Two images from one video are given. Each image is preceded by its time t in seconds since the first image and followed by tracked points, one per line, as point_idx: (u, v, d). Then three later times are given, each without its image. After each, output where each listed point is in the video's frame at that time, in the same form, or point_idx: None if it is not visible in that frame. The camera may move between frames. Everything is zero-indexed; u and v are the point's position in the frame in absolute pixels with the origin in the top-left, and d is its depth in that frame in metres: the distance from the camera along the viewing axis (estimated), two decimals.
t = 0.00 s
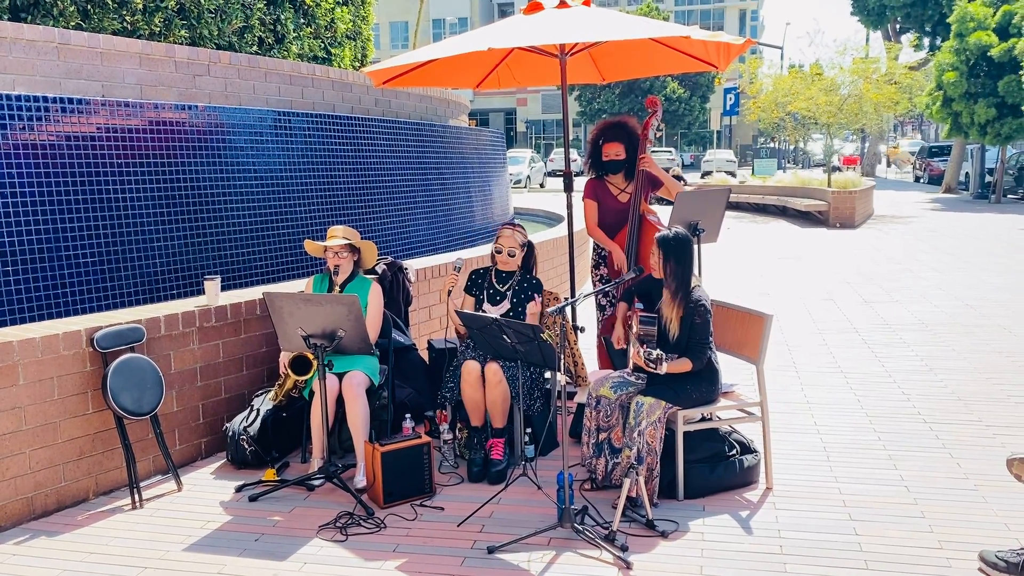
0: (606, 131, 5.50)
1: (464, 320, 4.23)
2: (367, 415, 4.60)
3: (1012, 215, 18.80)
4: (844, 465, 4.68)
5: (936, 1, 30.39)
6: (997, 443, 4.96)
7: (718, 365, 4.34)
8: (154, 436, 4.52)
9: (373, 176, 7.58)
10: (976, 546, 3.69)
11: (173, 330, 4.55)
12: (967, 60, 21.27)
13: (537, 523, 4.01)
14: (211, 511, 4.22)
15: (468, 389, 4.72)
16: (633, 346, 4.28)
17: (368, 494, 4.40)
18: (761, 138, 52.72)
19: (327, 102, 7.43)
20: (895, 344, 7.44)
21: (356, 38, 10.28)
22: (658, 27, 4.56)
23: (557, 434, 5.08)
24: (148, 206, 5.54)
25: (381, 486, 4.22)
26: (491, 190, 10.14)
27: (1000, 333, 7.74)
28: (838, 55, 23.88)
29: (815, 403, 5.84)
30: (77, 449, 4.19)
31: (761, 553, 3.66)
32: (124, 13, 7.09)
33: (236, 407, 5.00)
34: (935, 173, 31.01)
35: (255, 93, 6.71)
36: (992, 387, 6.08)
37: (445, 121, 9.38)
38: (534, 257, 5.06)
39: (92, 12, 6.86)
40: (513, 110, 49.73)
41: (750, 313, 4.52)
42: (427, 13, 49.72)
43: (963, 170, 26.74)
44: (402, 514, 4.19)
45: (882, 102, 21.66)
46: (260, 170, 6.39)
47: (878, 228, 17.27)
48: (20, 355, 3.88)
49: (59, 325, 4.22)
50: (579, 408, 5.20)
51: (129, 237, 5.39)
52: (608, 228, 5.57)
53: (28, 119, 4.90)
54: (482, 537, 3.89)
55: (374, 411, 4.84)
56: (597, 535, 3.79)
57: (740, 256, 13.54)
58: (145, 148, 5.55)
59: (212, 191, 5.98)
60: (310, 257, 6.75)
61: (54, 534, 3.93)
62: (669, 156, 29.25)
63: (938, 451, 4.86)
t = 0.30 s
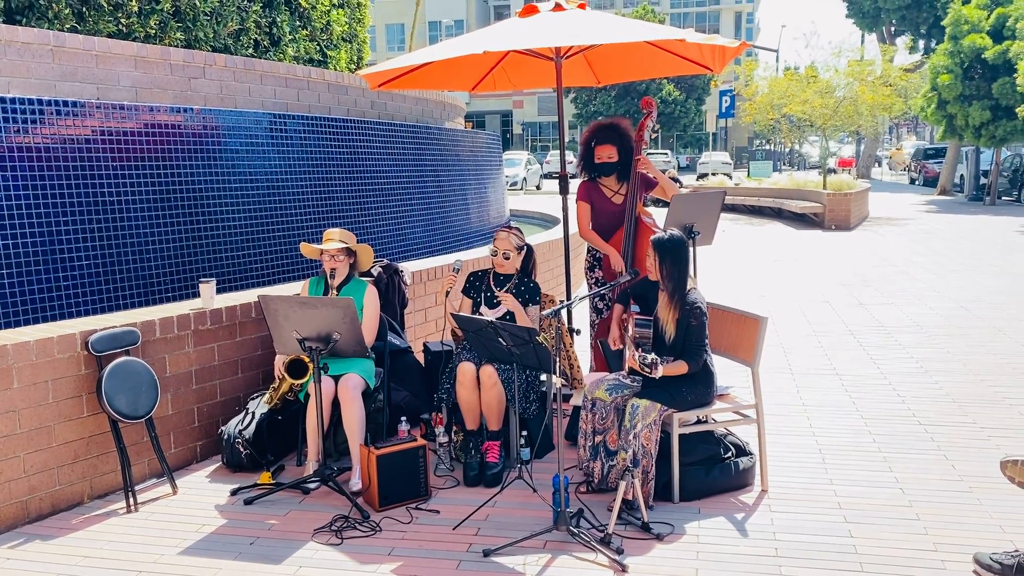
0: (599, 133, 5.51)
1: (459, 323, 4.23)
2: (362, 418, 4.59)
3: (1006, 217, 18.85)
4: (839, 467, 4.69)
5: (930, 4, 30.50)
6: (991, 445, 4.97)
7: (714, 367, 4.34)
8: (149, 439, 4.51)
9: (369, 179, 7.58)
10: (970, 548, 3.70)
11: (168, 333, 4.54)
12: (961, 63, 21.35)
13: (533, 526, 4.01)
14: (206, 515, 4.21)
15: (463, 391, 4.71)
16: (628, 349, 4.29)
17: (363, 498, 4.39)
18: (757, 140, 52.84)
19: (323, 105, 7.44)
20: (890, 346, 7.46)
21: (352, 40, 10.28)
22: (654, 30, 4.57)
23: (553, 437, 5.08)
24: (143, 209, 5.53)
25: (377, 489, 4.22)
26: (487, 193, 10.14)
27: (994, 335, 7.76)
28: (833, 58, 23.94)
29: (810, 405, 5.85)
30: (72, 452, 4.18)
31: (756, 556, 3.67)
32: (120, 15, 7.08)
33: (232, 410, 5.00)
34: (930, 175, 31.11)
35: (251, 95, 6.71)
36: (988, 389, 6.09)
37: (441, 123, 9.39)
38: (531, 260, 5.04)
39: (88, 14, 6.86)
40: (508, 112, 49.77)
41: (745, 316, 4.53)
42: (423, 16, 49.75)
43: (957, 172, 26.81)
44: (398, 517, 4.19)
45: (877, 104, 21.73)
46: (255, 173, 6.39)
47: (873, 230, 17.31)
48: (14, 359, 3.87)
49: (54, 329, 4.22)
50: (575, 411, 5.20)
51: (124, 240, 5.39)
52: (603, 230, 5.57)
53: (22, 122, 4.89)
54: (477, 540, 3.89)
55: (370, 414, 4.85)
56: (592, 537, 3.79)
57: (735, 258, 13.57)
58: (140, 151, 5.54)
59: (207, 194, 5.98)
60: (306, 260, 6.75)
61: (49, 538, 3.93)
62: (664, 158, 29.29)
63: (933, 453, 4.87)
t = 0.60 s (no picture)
0: (591, 137, 5.50)
1: (454, 326, 4.24)
2: (358, 421, 4.59)
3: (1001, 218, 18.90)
4: (835, 469, 4.69)
5: (925, 6, 30.61)
6: (987, 447, 4.98)
7: (709, 370, 4.35)
8: (144, 443, 4.50)
9: (364, 182, 7.57)
10: (966, 549, 3.70)
11: (163, 336, 4.52)
12: (955, 65, 21.42)
13: (529, 529, 4.01)
14: (202, 518, 4.20)
15: (458, 394, 4.70)
16: (625, 352, 4.30)
17: (359, 501, 4.38)
18: (752, 142, 52.94)
19: (318, 108, 7.43)
20: (885, 348, 7.47)
21: (347, 43, 10.28)
22: (649, 33, 4.58)
23: (549, 439, 5.09)
24: (138, 212, 5.52)
25: (372, 492, 4.21)
26: (483, 195, 10.14)
27: (989, 337, 7.78)
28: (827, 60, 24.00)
29: (806, 407, 5.85)
30: (66, 456, 4.16)
31: (752, 558, 3.67)
32: (114, 17, 7.08)
33: (227, 413, 4.99)
34: (925, 177, 31.20)
35: (246, 98, 6.70)
36: (983, 391, 6.10)
37: (437, 125, 9.39)
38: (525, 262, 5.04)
39: (82, 17, 6.86)
40: (504, 115, 49.80)
41: (741, 318, 4.53)
42: (418, 18, 49.74)
43: (952, 174, 26.88)
44: (394, 520, 4.18)
45: (872, 106, 21.79)
46: (251, 176, 6.38)
47: (868, 232, 17.34)
48: (8, 362, 3.86)
49: (48, 332, 4.20)
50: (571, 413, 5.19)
51: (119, 243, 5.38)
52: (597, 234, 5.59)
53: (16, 125, 4.87)
54: (474, 543, 3.88)
55: (366, 417, 4.83)
56: (589, 540, 3.79)
57: (731, 260, 13.58)
58: (135, 154, 5.53)
59: (202, 197, 5.97)
60: (301, 263, 6.74)
61: (43, 542, 3.91)
62: (660, 160, 29.34)
63: (929, 455, 4.88)
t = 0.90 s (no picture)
0: (587, 137, 5.53)
1: (450, 328, 4.23)
2: (353, 423, 4.58)
3: (994, 220, 18.96)
4: (830, 471, 4.70)
5: (918, 8, 30.72)
6: (980, 448, 5.00)
7: (704, 371, 4.35)
8: (139, 446, 4.49)
9: (360, 183, 7.57)
10: (960, 550, 3.71)
11: (158, 339, 4.52)
12: (949, 66, 21.50)
13: (525, 531, 4.01)
14: (197, 521, 4.19)
15: (454, 398, 4.72)
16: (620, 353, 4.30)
17: (355, 504, 4.37)
18: (747, 143, 53.05)
19: (313, 110, 7.43)
20: (880, 348, 7.50)
21: (342, 45, 10.28)
22: (643, 35, 4.58)
23: (545, 441, 5.11)
24: (133, 214, 5.51)
25: (368, 495, 4.20)
26: (479, 197, 10.15)
27: (983, 338, 7.80)
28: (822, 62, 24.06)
29: (801, 408, 5.87)
30: (60, 459, 4.15)
31: (747, 559, 3.67)
32: (109, 20, 7.07)
33: (222, 416, 4.98)
34: (919, 179, 31.30)
35: (241, 101, 6.69)
36: (977, 392, 6.13)
37: (432, 128, 9.39)
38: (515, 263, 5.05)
39: (77, 19, 6.87)
40: (500, 117, 49.85)
41: (736, 320, 4.54)
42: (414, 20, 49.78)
43: (946, 175, 26.97)
44: (389, 522, 4.17)
45: (866, 108, 21.86)
46: (246, 178, 6.37)
47: (863, 234, 17.40)
48: (2, 365, 3.85)
49: (42, 335, 4.19)
50: (566, 413, 5.22)
51: (114, 246, 5.37)
52: (592, 236, 5.58)
53: (11, 128, 4.86)
54: (469, 545, 3.88)
55: (361, 419, 4.85)
56: (584, 542, 3.79)
57: (726, 262, 13.62)
58: (130, 156, 5.53)
59: (197, 199, 5.96)
60: (297, 265, 6.75)
61: (37, 546, 3.90)
62: (655, 162, 29.38)
63: (923, 455, 4.90)
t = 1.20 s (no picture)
0: (587, 138, 5.54)
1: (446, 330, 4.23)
2: (350, 426, 4.57)
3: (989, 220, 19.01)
4: (826, 471, 4.70)
5: (912, 9, 30.83)
6: (976, 447, 5.01)
7: (700, 372, 4.36)
8: (134, 448, 4.48)
9: (356, 185, 7.56)
10: (957, 549, 3.72)
11: (154, 341, 4.51)
12: (944, 67, 21.56)
13: (521, 533, 4.01)
14: (193, 524, 4.18)
15: (450, 401, 4.71)
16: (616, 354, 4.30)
17: (351, 506, 4.37)
18: (742, 144, 53.14)
19: (308, 112, 7.41)
20: (876, 349, 7.52)
21: (337, 47, 10.28)
22: (638, 36, 4.58)
23: (541, 442, 5.10)
24: (128, 216, 5.50)
25: (364, 497, 4.19)
26: (474, 199, 10.14)
27: (979, 338, 7.81)
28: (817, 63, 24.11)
29: (797, 408, 5.88)
30: (55, 462, 4.14)
31: (744, 560, 3.67)
32: (103, 22, 7.05)
33: (217, 418, 4.97)
34: (914, 179, 31.39)
35: (236, 103, 6.68)
36: (972, 392, 6.14)
37: (427, 129, 9.38)
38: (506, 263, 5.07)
39: (71, 21, 6.84)
40: (495, 118, 49.89)
41: (732, 321, 4.54)
42: (409, 22, 49.80)
43: (941, 176, 27.05)
44: (386, 524, 4.17)
45: (861, 109, 21.92)
46: (241, 180, 6.37)
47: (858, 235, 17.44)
48: None
49: (37, 337, 4.18)
50: (563, 415, 5.20)
51: (109, 248, 5.35)
52: (591, 237, 5.59)
53: (5, 130, 4.85)
54: (466, 547, 3.87)
55: (357, 421, 4.85)
56: (581, 543, 3.79)
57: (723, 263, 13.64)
58: (124, 158, 5.52)
59: (193, 201, 5.95)
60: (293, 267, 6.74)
61: (32, 549, 3.89)
62: (650, 163, 29.41)
63: (918, 455, 4.91)
